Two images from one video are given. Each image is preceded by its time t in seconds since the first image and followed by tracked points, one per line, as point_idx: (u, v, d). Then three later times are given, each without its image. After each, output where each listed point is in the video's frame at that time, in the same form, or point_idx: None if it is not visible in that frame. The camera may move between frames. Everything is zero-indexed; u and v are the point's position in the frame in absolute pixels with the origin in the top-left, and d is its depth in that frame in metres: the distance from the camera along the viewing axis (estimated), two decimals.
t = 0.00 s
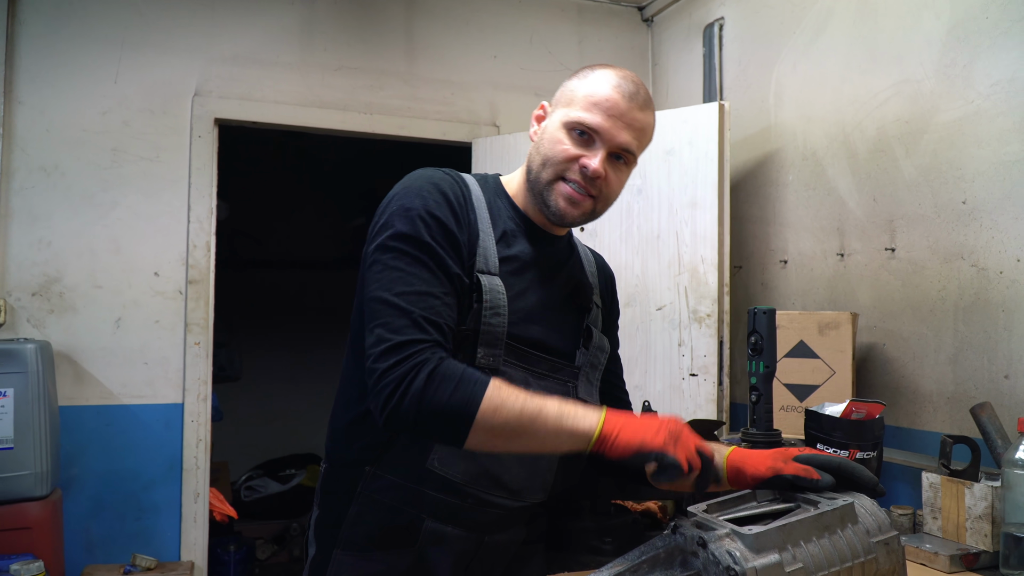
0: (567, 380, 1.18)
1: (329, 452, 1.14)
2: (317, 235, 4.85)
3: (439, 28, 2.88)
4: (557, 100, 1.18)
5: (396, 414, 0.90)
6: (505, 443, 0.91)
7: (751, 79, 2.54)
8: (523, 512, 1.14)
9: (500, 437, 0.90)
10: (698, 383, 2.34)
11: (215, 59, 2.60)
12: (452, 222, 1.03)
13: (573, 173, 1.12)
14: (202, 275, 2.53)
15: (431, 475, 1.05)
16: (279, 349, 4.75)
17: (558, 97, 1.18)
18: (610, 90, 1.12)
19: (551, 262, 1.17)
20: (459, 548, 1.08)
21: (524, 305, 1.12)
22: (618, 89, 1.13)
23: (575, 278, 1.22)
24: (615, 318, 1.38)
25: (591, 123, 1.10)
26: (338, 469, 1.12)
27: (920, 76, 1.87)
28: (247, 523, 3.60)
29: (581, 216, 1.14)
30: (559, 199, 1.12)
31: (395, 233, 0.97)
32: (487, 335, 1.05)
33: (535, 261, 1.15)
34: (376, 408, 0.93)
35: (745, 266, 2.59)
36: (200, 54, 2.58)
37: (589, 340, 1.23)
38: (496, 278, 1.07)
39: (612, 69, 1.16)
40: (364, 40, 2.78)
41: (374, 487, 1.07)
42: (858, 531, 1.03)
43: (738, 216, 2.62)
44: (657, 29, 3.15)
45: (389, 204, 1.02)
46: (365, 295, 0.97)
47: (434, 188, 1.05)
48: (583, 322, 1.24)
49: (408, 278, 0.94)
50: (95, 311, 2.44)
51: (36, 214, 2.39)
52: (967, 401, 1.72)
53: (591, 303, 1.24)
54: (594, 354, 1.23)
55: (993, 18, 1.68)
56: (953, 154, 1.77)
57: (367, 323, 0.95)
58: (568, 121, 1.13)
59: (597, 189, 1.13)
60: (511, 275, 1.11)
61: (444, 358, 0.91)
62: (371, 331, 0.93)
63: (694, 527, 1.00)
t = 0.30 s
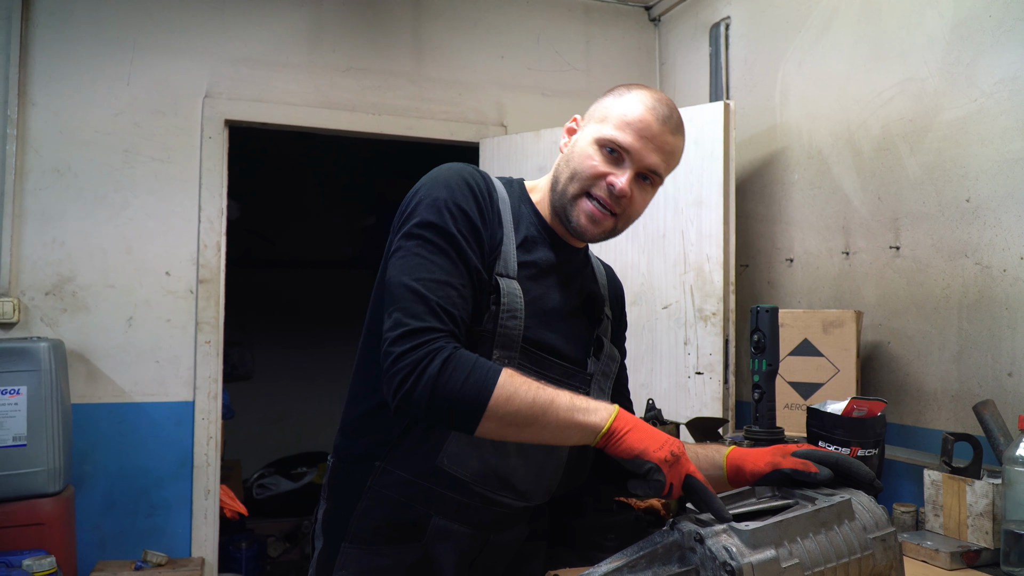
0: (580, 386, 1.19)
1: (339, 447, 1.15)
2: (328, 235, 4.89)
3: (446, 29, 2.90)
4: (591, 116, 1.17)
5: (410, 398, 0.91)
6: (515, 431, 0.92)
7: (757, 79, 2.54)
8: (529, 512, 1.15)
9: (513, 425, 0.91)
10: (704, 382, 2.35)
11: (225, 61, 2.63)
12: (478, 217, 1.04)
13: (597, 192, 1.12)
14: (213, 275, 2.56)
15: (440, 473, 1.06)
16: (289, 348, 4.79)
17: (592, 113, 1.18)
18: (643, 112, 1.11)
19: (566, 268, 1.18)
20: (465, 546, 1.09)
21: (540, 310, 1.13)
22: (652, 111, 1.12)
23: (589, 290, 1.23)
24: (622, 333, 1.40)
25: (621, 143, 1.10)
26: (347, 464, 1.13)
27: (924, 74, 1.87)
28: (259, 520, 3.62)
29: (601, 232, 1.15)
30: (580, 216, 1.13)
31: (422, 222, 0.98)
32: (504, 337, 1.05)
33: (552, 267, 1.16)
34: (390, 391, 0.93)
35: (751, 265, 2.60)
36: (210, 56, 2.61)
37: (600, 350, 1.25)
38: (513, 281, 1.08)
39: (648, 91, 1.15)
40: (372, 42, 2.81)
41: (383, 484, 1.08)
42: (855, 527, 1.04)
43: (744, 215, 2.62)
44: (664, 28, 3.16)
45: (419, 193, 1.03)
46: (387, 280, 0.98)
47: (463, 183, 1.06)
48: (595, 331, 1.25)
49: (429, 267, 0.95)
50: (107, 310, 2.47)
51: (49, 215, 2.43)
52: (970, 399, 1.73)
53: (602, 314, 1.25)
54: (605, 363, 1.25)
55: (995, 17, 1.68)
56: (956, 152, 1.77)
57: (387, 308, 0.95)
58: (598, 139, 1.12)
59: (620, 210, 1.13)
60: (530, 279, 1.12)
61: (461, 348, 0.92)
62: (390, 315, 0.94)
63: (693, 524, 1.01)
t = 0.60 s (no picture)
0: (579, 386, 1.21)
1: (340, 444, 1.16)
2: (335, 235, 4.92)
3: (451, 30, 2.92)
4: (590, 121, 1.18)
5: (422, 373, 0.89)
6: (528, 412, 0.92)
7: (761, 79, 2.55)
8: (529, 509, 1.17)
9: (527, 405, 0.91)
10: (707, 381, 2.35)
11: (232, 63, 2.66)
12: (483, 208, 1.05)
13: (594, 200, 1.14)
14: (220, 275, 2.59)
15: (440, 470, 1.08)
16: (297, 347, 4.82)
17: (592, 118, 1.18)
18: (641, 120, 1.12)
19: (567, 269, 1.20)
20: (465, 542, 1.10)
21: (538, 309, 1.14)
22: (650, 119, 1.12)
23: (590, 290, 1.25)
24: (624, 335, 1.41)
25: (617, 154, 1.11)
26: (348, 461, 1.14)
27: (926, 75, 1.87)
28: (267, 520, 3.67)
29: (598, 239, 1.17)
30: (578, 223, 1.15)
31: (432, 206, 1.00)
32: (503, 335, 1.07)
33: (552, 266, 1.17)
34: (400, 366, 0.91)
35: (755, 265, 2.60)
36: (218, 58, 2.64)
37: (602, 348, 1.26)
38: (513, 277, 1.09)
39: (646, 95, 1.15)
40: (378, 43, 2.83)
41: (384, 482, 1.09)
42: (849, 526, 1.05)
43: (748, 215, 2.62)
44: (669, 29, 3.16)
45: (427, 182, 1.05)
46: (396, 263, 0.98)
47: (470, 174, 1.08)
48: (596, 331, 1.26)
49: (441, 248, 0.96)
50: (115, 310, 2.51)
51: (58, 215, 2.47)
52: (971, 398, 1.73)
53: (603, 314, 1.26)
54: (606, 362, 1.26)
55: (997, 18, 1.68)
56: (958, 153, 1.78)
57: (397, 286, 0.95)
58: (596, 147, 1.13)
59: (617, 217, 1.15)
60: (530, 279, 1.14)
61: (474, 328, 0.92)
62: (402, 291, 0.94)
63: (688, 522, 1.03)
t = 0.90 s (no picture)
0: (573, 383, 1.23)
1: (342, 445, 1.19)
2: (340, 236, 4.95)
3: (454, 31, 2.94)
4: (577, 117, 1.19)
5: (410, 379, 0.92)
6: (515, 417, 0.94)
7: (763, 80, 2.55)
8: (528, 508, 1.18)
9: (512, 410, 0.93)
10: (707, 381, 2.37)
11: (238, 65, 2.69)
12: (469, 216, 1.08)
13: (581, 195, 1.15)
14: (225, 275, 2.62)
15: (440, 469, 1.10)
16: (302, 347, 4.85)
17: (579, 115, 1.19)
18: (625, 117, 1.13)
19: (556, 266, 1.22)
20: (466, 540, 1.12)
21: (532, 308, 1.16)
22: (634, 116, 1.13)
23: (580, 288, 1.27)
24: (616, 330, 1.43)
25: (601, 150, 1.12)
26: (351, 463, 1.17)
27: (925, 76, 1.88)
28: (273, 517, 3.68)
29: (584, 233, 1.18)
30: (565, 219, 1.16)
31: (419, 215, 1.02)
32: (500, 334, 1.09)
33: (542, 266, 1.19)
34: (389, 373, 0.94)
35: (756, 265, 2.61)
36: (223, 60, 2.67)
37: (594, 345, 1.28)
38: (507, 278, 1.11)
39: (633, 93, 1.16)
40: (381, 45, 2.85)
41: (384, 482, 1.11)
42: (841, 523, 1.06)
43: (750, 216, 2.63)
44: (672, 30, 3.17)
45: (414, 191, 1.08)
46: (384, 270, 1.01)
47: (456, 182, 1.10)
48: (589, 327, 1.28)
49: (428, 255, 0.98)
50: (122, 309, 2.54)
51: (66, 216, 2.50)
52: (969, 398, 1.74)
53: (595, 310, 1.28)
54: (598, 358, 1.28)
55: (996, 20, 1.69)
56: (956, 154, 1.78)
57: (386, 294, 0.98)
58: (582, 143, 1.15)
59: (603, 212, 1.16)
60: (522, 278, 1.16)
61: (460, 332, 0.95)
62: (390, 298, 0.96)
63: (683, 518, 1.04)
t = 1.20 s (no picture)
0: (561, 372, 1.24)
1: (339, 451, 1.20)
2: (345, 234, 4.97)
3: (457, 31, 2.96)
4: (554, 107, 1.18)
5: (398, 406, 0.94)
6: (506, 423, 0.96)
7: (763, 79, 2.56)
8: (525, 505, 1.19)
9: (503, 419, 0.95)
10: (708, 378, 2.39)
11: (243, 66, 2.71)
12: (444, 225, 1.09)
13: (574, 194, 1.17)
14: (231, 273, 2.65)
15: (438, 469, 1.10)
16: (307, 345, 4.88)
17: (557, 104, 1.18)
18: (611, 111, 1.14)
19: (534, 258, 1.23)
20: (466, 538, 1.13)
21: (519, 300, 1.18)
22: (619, 109, 1.15)
23: (558, 274, 1.27)
24: (600, 311, 1.44)
25: (593, 149, 1.14)
26: (349, 467, 1.17)
27: (924, 75, 1.89)
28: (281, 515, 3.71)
29: (573, 226, 1.21)
30: (558, 217, 1.19)
31: (391, 233, 1.03)
32: (492, 332, 1.10)
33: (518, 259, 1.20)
34: (377, 403, 0.97)
35: (757, 263, 2.62)
36: (228, 61, 2.69)
37: (578, 332, 1.28)
38: (490, 277, 1.13)
39: (611, 83, 1.17)
40: (385, 45, 2.87)
41: (383, 482, 1.11)
42: (834, 517, 1.08)
43: (751, 214, 2.64)
44: (674, 30, 3.18)
45: (383, 210, 1.08)
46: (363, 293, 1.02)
47: (425, 193, 1.11)
48: (571, 313, 1.28)
49: (404, 275, 0.99)
50: (128, 307, 2.57)
51: (74, 216, 2.53)
52: (967, 394, 1.75)
53: (576, 294, 1.28)
54: (583, 345, 1.28)
55: (993, 18, 1.70)
56: (954, 152, 1.79)
57: (366, 319, 0.99)
58: (573, 141, 1.15)
59: (591, 205, 1.20)
60: (501, 274, 1.17)
61: (442, 347, 0.96)
62: (370, 327, 0.98)
63: (677, 512, 1.06)
